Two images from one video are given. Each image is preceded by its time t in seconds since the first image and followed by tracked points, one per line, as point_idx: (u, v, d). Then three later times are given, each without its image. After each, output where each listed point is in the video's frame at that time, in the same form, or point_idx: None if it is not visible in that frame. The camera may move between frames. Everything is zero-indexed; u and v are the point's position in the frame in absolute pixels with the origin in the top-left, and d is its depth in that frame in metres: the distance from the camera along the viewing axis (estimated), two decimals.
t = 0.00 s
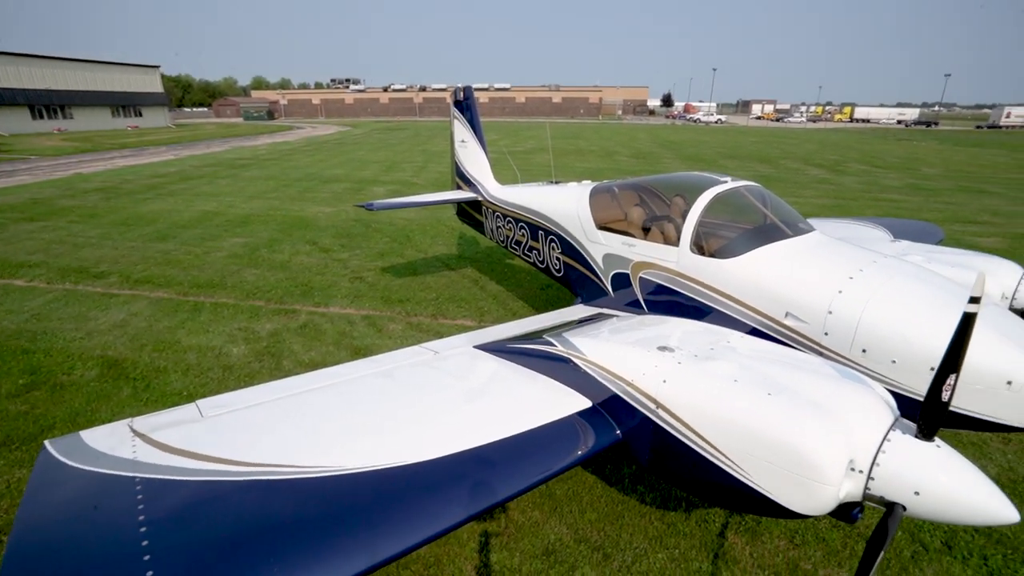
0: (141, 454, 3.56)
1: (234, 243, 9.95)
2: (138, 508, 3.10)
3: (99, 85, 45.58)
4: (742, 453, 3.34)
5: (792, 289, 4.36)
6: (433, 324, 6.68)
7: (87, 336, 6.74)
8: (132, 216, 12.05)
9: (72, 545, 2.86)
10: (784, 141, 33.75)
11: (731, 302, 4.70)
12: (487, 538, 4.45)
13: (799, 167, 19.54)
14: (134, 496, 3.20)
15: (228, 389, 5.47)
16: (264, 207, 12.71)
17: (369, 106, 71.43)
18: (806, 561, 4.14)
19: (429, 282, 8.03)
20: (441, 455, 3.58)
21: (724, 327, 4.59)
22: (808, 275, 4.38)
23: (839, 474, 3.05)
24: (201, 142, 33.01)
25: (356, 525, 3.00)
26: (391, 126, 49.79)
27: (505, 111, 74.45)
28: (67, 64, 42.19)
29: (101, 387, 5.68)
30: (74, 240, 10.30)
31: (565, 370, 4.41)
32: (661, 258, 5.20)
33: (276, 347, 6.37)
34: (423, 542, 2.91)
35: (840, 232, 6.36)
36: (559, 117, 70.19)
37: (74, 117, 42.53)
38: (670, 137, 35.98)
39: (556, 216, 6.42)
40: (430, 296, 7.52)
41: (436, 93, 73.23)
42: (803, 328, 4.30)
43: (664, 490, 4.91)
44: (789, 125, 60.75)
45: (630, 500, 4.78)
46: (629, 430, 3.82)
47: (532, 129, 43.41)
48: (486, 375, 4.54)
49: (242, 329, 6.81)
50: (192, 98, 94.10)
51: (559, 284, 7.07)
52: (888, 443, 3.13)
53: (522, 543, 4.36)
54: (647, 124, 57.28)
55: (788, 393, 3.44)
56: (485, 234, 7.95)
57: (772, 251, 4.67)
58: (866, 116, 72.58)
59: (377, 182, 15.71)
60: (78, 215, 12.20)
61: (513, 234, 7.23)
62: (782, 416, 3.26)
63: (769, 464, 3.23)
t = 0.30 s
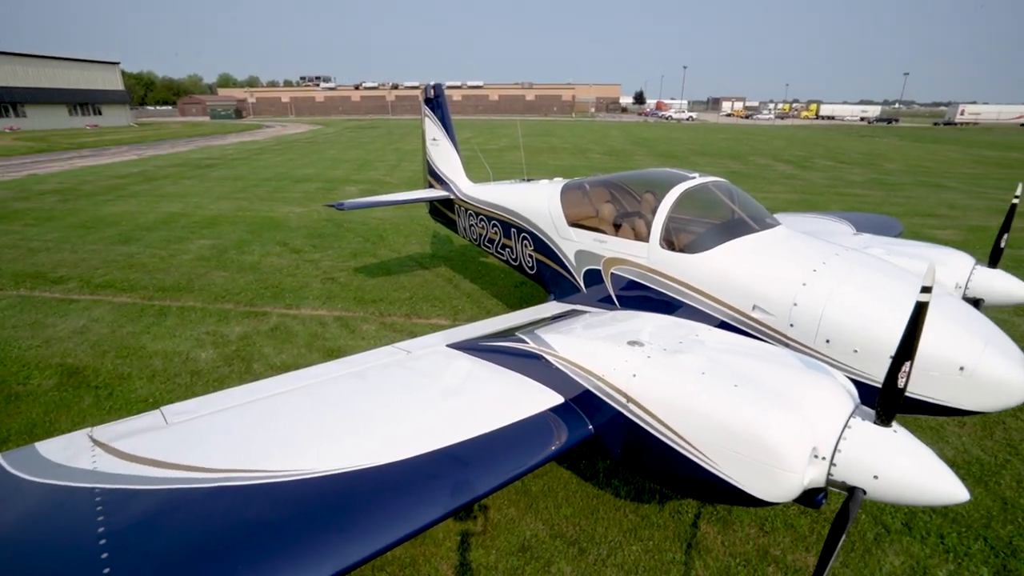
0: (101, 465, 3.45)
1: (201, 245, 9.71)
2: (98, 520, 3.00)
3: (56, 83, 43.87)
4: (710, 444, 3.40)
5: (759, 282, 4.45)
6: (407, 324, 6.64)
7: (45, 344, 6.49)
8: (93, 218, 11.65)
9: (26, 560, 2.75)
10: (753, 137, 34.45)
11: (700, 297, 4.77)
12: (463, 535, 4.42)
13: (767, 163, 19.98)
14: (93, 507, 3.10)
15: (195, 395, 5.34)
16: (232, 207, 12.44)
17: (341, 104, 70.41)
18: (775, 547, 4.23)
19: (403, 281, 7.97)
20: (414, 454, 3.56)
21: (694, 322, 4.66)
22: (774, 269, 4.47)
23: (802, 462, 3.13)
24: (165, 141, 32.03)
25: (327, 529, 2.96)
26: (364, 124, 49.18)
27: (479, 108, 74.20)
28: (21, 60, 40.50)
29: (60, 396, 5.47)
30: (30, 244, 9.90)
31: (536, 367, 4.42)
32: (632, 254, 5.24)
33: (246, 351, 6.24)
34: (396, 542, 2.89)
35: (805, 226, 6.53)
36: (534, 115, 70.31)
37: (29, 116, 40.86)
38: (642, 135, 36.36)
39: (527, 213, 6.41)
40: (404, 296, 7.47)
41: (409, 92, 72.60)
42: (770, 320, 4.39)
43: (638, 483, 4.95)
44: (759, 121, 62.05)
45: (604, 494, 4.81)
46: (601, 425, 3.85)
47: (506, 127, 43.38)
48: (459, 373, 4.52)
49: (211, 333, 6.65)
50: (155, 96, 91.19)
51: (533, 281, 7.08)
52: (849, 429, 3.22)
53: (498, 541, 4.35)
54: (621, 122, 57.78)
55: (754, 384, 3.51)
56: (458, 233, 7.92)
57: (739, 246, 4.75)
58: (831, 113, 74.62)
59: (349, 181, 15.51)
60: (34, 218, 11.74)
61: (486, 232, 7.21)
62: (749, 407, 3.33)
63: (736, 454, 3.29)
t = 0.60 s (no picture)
0: (59, 476, 3.33)
1: (166, 248, 9.45)
2: (57, 533, 2.90)
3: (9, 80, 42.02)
4: (679, 435, 3.45)
5: (726, 277, 4.53)
6: (380, 324, 6.59)
7: None
8: (50, 221, 11.22)
9: None
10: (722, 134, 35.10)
11: (670, 291, 4.83)
12: (438, 534, 4.36)
13: (735, 160, 20.39)
14: (51, 520, 3.00)
15: (161, 401, 5.19)
16: (199, 209, 12.14)
17: (312, 103, 69.23)
18: (746, 535, 4.29)
19: (375, 281, 7.90)
20: (386, 454, 3.53)
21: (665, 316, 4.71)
22: (739, 262, 4.57)
23: (766, 450, 3.21)
24: (126, 141, 30.98)
25: (296, 533, 2.92)
26: (335, 123, 48.45)
27: (453, 107, 73.81)
28: None
29: (16, 407, 5.26)
30: None
31: (508, 364, 4.42)
32: (603, 251, 5.25)
33: (214, 355, 6.10)
34: (367, 543, 2.87)
35: (770, 221, 6.68)
36: (508, 113, 70.33)
37: None
38: (614, 132, 36.72)
39: (499, 211, 6.40)
40: (376, 296, 7.40)
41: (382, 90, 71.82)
42: (737, 313, 4.47)
43: (612, 477, 4.94)
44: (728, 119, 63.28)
45: (579, 489, 4.79)
46: (573, 420, 3.87)
47: (480, 125, 43.28)
48: (432, 371, 4.47)
49: (177, 338, 6.48)
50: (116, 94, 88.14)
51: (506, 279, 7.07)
52: (810, 417, 3.32)
53: (473, 539, 4.30)
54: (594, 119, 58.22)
55: (720, 375, 3.58)
56: (431, 231, 7.87)
57: (706, 240, 4.83)
58: (798, 110, 76.52)
59: (320, 180, 15.29)
60: None
61: (458, 231, 7.18)
62: (714, 399, 3.39)
63: (704, 444, 3.36)
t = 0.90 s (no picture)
0: (13, 490, 3.20)
1: (128, 252, 9.17)
2: (11, 548, 2.80)
3: None
4: (647, 427, 3.49)
5: (693, 271, 4.58)
6: (351, 325, 6.52)
7: None
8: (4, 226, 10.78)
9: None
10: (692, 132, 35.69)
11: (639, 286, 4.85)
12: (412, 535, 4.30)
13: (704, 157, 20.79)
14: (5, 535, 2.88)
15: (123, 409, 5.02)
16: (163, 211, 11.81)
17: (281, 102, 67.92)
18: (717, 523, 4.29)
19: (346, 282, 7.82)
20: (357, 456, 3.49)
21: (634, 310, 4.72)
22: (706, 257, 4.64)
23: (732, 438, 3.27)
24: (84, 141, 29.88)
25: (264, 537, 2.88)
26: (305, 122, 47.65)
27: (426, 105, 73.28)
28: None
29: None
30: None
31: (479, 362, 4.40)
32: (573, 248, 5.23)
33: (179, 361, 5.95)
34: (338, 545, 2.84)
35: (736, 216, 6.82)
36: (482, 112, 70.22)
37: None
38: (587, 130, 37.04)
39: (469, 210, 6.35)
40: (348, 297, 7.31)
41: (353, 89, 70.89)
42: (705, 306, 4.53)
43: (586, 472, 4.92)
44: (698, 116, 64.43)
45: (554, 484, 4.75)
46: (544, 416, 3.88)
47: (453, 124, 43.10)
48: (404, 371, 4.43)
49: (140, 345, 6.29)
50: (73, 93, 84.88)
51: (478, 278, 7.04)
52: (773, 406, 3.41)
53: (448, 538, 4.24)
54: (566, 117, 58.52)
55: (686, 367, 3.63)
56: (402, 231, 7.80)
57: (674, 236, 4.87)
58: (765, 108, 78.28)
59: (290, 181, 15.03)
60: None
61: (429, 229, 7.13)
62: (681, 391, 3.44)
63: (671, 435, 3.40)
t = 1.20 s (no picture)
0: None
1: (86, 257, 8.85)
2: None
3: None
4: (615, 420, 3.52)
5: (660, 266, 4.63)
6: (322, 327, 6.44)
7: None
8: None
9: None
10: (663, 130, 36.20)
11: (608, 282, 4.88)
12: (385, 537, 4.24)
13: (673, 154, 21.12)
14: None
15: (81, 419, 4.84)
16: (123, 214, 11.44)
17: (248, 101, 66.38)
18: (687, 513, 4.36)
19: (316, 283, 7.71)
20: (326, 458, 3.45)
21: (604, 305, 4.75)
22: (673, 252, 4.69)
23: (698, 429, 3.32)
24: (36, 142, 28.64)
25: (229, 543, 2.82)
26: (274, 121, 46.69)
27: (398, 104, 72.55)
28: None
29: None
30: None
31: (449, 360, 4.38)
32: (543, 245, 5.23)
33: (142, 367, 5.77)
34: (307, 548, 2.80)
35: (702, 211, 6.94)
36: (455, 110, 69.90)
37: None
38: (559, 128, 37.21)
39: (439, 209, 6.31)
40: (319, 299, 7.21)
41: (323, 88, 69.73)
42: (673, 301, 4.58)
43: (559, 467, 4.95)
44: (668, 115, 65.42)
45: (527, 481, 4.77)
46: (515, 412, 3.89)
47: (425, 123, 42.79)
48: (374, 372, 4.39)
49: (100, 352, 6.08)
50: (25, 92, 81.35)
51: (449, 277, 7.00)
52: (738, 396, 3.46)
53: (422, 538, 4.22)
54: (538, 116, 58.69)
55: (653, 360, 3.67)
56: (372, 231, 7.72)
57: (642, 231, 4.91)
58: (733, 107, 79.93)
59: (257, 181, 14.72)
60: None
61: (400, 229, 7.06)
62: (648, 383, 3.48)
63: (639, 427, 3.43)
